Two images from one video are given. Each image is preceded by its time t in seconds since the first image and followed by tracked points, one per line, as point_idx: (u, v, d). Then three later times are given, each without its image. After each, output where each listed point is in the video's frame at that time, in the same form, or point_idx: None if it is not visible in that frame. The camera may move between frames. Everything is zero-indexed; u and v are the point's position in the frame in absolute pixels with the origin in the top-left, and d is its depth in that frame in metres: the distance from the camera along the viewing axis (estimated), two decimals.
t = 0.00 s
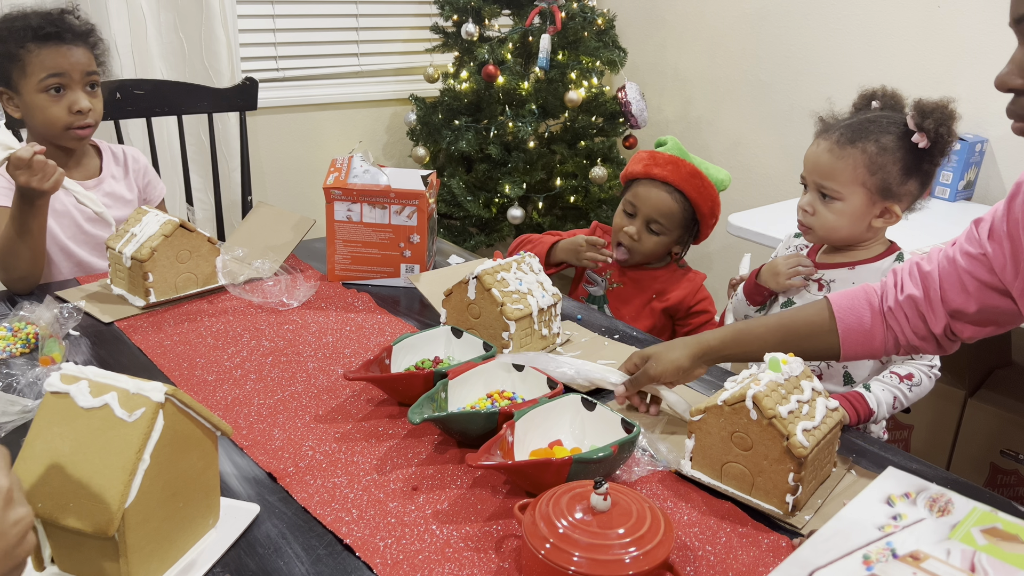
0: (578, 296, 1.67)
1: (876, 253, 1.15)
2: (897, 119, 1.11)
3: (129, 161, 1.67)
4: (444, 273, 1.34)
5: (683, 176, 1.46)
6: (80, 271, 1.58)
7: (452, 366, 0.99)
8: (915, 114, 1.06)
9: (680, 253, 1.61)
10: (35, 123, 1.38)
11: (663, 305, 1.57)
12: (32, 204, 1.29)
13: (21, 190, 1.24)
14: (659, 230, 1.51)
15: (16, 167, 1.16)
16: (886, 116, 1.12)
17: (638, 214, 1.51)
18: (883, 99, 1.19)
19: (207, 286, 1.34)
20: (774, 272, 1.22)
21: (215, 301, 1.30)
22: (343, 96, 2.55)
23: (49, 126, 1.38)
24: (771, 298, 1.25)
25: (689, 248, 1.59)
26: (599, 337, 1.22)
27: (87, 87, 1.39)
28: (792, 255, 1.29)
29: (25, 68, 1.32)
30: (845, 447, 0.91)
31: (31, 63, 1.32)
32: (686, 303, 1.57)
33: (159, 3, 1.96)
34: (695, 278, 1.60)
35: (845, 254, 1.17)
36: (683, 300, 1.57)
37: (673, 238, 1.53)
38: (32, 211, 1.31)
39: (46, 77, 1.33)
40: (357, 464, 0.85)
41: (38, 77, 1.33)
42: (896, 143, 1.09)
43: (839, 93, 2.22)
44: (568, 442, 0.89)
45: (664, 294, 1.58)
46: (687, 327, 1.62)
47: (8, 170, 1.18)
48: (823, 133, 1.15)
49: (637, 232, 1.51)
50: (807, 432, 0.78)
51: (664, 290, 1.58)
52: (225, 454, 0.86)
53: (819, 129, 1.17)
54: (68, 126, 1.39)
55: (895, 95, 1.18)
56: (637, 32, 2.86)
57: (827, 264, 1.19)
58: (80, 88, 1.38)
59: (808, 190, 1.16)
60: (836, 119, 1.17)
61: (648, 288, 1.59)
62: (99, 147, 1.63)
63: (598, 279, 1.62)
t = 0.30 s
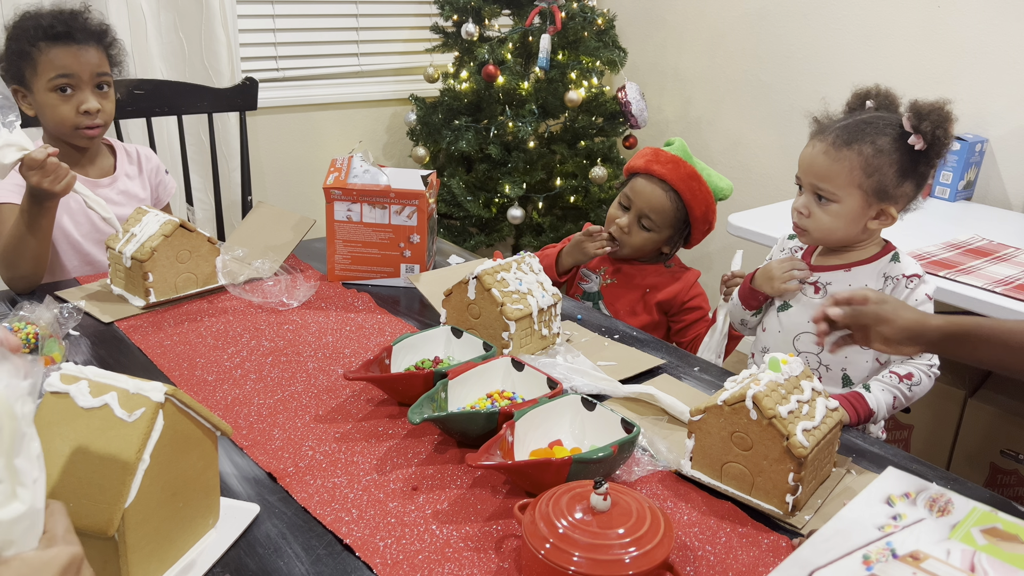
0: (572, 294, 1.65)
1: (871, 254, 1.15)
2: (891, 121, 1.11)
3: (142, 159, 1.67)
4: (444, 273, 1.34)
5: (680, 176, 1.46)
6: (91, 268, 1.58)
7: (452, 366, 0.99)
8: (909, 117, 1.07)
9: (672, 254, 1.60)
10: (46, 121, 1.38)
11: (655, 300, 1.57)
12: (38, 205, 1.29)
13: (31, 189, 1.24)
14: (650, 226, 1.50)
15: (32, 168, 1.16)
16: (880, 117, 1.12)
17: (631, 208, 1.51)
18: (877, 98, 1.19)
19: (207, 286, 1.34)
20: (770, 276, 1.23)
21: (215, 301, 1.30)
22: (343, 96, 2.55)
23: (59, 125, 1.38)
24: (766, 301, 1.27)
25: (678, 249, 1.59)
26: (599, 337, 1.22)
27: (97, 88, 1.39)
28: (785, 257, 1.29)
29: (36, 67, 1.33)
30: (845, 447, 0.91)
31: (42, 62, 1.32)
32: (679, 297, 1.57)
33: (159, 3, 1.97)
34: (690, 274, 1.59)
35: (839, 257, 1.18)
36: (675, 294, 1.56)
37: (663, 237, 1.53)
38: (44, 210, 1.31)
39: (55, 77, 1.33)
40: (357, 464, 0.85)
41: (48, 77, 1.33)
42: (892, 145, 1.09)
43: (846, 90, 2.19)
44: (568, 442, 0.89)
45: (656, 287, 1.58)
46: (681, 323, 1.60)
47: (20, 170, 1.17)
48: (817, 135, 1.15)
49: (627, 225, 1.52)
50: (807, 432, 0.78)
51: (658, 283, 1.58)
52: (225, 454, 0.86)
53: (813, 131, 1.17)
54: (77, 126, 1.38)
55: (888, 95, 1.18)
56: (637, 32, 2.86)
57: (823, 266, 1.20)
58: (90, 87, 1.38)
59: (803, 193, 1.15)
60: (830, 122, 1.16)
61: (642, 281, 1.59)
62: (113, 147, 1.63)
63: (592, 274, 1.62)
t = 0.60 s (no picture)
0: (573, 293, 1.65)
1: (875, 256, 1.15)
2: (890, 120, 1.11)
3: (142, 157, 1.67)
4: (443, 273, 1.34)
5: (675, 177, 1.46)
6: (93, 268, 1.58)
7: (452, 366, 0.99)
8: (910, 116, 1.07)
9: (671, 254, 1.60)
10: (52, 123, 1.38)
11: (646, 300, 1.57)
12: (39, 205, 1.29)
13: (34, 191, 1.24)
14: (645, 227, 1.51)
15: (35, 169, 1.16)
16: (878, 117, 1.11)
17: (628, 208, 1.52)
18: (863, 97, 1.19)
19: (207, 286, 1.34)
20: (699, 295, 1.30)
21: (215, 301, 1.30)
22: (343, 95, 2.55)
23: (65, 126, 1.38)
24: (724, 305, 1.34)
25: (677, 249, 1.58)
26: (599, 337, 1.22)
27: (104, 90, 1.39)
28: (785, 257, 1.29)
29: (43, 69, 1.32)
30: (845, 447, 0.91)
31: (49, 65, 1.32)
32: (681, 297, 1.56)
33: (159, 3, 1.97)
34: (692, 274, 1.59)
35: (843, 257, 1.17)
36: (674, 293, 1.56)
37: (659, 238, 1.53)
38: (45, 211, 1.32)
39: (63, 79, 1.33)
40: (357, 464, 0.85)
41: (55, 79, 1.33)
42: (897, 144, 1.09)
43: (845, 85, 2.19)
44: (568, 442, 0.89)
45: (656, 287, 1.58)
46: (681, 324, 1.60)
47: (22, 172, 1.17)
48: (819, 141, 1.12)
49: (623, 225, 1.52)
50: (807, 432, 0.78)
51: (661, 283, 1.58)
52: (225, 454, 0.86)
53: (811, 137, 1.14)
54: (83, 128, 1.39)
55: (875, 94, 1.18)
56: (637, 32, 2.86)
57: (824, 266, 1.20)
58: (96, 89, 1.37)
59: (812, 202, 1.12)
60: (828, 127, 1.13)
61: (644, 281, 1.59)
62: (115, 147, 1.62)
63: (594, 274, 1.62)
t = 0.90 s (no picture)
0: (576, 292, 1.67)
1: (846, 255, 1.14)
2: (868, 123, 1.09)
3: (140, 156, 1.67)
4: (444, 273, 1.34)
5: (658, 173, 1.46)
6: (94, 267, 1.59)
7: (452, 366, 0.99)
8: (888, 121, 1.08)
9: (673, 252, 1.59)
10: (50, 124, 1.38)
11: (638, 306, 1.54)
12: (37, 204, 1.30)
13: (28, 188, 1.25)
14: (639, 226, 1.51)
15: (27, 167, 1.16)
16: (857, 120, 1.09)
17: (619, 212, 1.53)
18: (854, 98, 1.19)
19: (207, 286, 1.34)
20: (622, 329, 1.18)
21: (215, 301, 1.30)
22: (343, 96, 2.55)
23: (64, 128, 1.38)
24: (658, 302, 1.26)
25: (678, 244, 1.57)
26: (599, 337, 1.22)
27: (102, 91, 1.39)
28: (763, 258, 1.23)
29: (41, 71, 1.32)
30: (845, 447, 0.91)
31: (48, 66, 1.32)
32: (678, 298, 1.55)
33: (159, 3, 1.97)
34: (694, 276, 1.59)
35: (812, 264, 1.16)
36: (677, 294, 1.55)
37: (656, 235, 1.52)
38: (41, 210, 1.32)
39: (61, 81, 1.33)
40: (357, 464, 0.85)
41: (53, 81, 1.33)
42: (879, 149, 1.08)
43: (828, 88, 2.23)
44: (568, 442, 0.89)
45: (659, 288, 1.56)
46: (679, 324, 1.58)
47: (15, 169, 1.18)
48: (800, 144, 1.09)
49: (617, 229, 1.53)
50: (807, 432, 0.78)
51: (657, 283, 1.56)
52: (225, 454, 0.86)
53: (790, 139, 1.11)
54: (81, 129, 1.39)
55: (842, 95, 1.17)
56: (637, 32, 2.86)
57: (798, 270, 1.17)
58: (94, 90, 1.38)
59: (792, 206, 1.10)
60: (806, 127, 1.10)
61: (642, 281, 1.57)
62: (110, 146, 1.62)
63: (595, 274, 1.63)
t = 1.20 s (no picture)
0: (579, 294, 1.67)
1: (842, 258, 1.15)
2: (858, 122, 1.10)
3: (138, 155, 1.67)
4: (444, 273, 1.34)
5: (662, 171, 1.46)
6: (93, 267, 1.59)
7: (452, 366, 0.99)
8: (879, 118, 1.09)
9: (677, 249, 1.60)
10: (46, 124, 1.38)
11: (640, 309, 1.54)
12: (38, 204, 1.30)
13: (28, 188, 1.25)
14: (651, 228, 1.50)
15: (26, 166, 1.16)
16: (848, 120, 1.09)
17: (627, 217, 1.52)
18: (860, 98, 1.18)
19: (207, 286, 1.34)
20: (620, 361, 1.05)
21: (216, 301, 1.30)
22: (343, 96, 2.55)
23: (61, 128, 1.38)
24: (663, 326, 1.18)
25: (686, 238, 1.58)
26: (599, 337, 1.22)
27: (99, 91, 1.40)
28: (758, 267, 1.22)
29: (38, 71, 1.32)
30: (845, 446, 0.91)
31: (44, 67, 1.32)
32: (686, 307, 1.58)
33: (159, 4, 1.97)
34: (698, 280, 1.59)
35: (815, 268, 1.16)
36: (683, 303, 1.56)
37: (667, 233, 1.53)
38: (42, 210, 1.32)
39: (58, 81, 1.33)
40: (357, 464, 0.85)
41: (50, 81, 1.33)
42: (877, 146, 1.09)
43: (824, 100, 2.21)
44: (568, 442, 0.89)
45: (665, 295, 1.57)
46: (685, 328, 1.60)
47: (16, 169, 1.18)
48: (800, 151, 1.07)
49: (629, 235, 1.52)
50: (807, 432, 0.78)
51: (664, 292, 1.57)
52: (225, 454, 0.86)
53: (788, 147, 1.09)
54: (79, 130, 1.39)
55: (818, 97, 1.17)
56: (637, 32, 2.86)
57: (797, 276, 1.17)
58: (91, 90, 1.38)
59: (799, 214, 1.09)
60: (800, 135, 1.09)
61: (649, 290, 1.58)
62: (109, 146, 1.63)
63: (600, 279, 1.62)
